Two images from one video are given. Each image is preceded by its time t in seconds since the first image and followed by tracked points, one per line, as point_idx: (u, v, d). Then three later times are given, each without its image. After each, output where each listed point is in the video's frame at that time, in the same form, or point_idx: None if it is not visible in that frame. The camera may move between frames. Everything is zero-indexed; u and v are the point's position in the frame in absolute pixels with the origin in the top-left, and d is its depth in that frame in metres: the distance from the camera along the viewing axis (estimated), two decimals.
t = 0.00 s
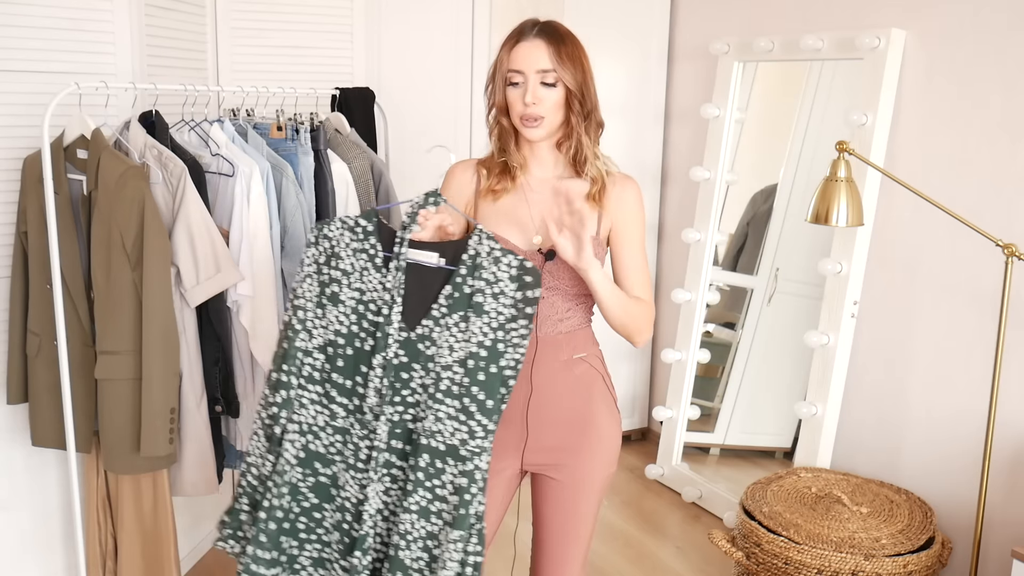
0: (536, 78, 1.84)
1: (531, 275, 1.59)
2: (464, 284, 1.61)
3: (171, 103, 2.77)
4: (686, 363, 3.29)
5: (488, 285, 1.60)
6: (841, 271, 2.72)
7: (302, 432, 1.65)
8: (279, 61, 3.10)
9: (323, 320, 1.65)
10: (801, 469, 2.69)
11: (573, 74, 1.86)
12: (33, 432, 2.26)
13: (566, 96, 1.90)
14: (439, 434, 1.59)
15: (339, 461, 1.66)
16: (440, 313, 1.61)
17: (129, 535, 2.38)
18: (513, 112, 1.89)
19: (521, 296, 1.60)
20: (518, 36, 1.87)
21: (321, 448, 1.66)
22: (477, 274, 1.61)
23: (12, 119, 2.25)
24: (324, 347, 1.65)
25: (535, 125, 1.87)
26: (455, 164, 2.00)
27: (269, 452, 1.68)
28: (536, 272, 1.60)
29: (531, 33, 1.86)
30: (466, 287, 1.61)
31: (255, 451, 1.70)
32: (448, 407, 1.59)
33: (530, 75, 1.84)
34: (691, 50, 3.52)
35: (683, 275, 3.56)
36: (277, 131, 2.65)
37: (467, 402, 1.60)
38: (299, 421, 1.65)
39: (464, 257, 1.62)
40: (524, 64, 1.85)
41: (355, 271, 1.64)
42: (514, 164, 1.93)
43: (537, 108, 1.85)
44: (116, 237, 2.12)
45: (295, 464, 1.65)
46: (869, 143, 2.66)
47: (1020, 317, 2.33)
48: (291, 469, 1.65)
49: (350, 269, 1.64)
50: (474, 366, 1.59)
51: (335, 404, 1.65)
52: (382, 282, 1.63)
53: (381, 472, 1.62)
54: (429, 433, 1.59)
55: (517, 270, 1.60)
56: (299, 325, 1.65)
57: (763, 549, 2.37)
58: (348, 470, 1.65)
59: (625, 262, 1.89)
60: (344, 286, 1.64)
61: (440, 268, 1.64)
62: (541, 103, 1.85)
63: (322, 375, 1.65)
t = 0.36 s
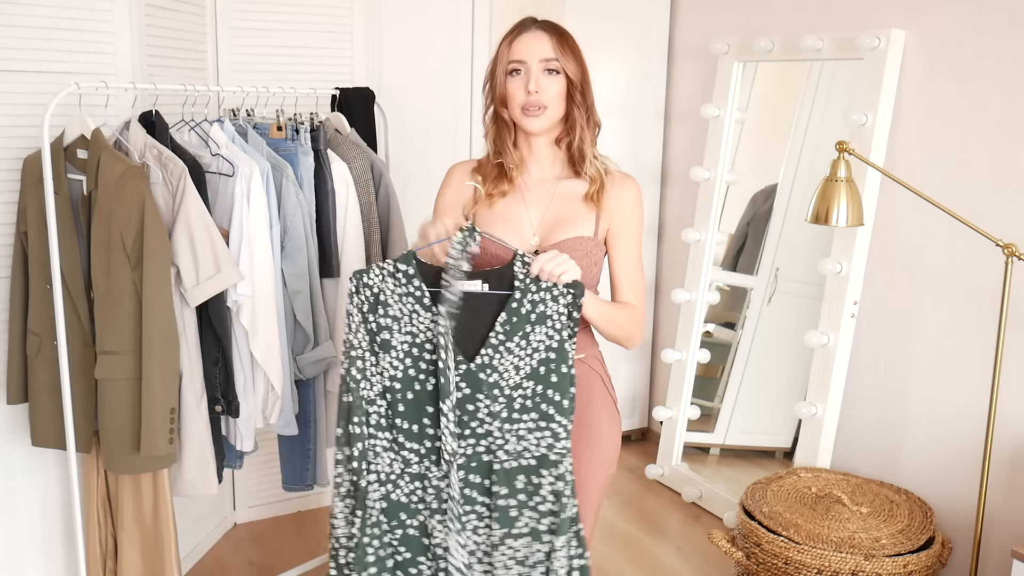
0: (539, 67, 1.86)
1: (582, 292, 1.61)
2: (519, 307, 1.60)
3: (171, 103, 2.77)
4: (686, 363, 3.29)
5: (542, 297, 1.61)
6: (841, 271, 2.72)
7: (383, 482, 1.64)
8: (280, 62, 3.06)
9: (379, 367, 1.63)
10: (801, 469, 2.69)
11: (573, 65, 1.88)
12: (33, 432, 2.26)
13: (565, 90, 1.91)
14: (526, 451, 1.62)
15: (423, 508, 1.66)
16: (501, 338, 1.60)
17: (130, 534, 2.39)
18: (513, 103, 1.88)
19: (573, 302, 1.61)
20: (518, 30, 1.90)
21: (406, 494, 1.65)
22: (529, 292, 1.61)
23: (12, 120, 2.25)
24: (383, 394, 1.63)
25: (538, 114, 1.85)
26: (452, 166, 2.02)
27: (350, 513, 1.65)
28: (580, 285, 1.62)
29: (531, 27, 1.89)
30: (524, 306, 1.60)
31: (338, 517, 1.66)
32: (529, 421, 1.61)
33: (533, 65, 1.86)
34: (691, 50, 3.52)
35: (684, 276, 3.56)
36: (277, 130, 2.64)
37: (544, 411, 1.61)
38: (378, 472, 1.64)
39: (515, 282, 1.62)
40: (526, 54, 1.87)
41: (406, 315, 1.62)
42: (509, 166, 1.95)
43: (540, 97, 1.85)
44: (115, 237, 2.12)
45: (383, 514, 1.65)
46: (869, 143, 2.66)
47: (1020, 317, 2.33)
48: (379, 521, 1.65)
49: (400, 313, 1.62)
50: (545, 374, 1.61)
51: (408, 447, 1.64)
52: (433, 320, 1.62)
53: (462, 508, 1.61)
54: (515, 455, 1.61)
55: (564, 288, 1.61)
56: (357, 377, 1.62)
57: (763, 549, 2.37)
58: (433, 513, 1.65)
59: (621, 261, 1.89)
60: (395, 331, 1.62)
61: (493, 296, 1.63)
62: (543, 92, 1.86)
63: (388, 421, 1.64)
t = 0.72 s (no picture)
0: (538, 73, 1.84)
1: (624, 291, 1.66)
2: (561, 294, 1.65)
3: (171, 103, 2.77)
4: (686, 363, 3.29)
5: (581, 290, 1.65)
6: (841, 271, 2.72)
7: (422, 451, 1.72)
8: (279, 62, 3.06)
9: (422, 342, 1.68)
10: (801, 469, 2.69)
11: (572, 68, 1.86)
12: (33, 432, 2.26)
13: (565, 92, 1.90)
14: (559, 436, 1.66)
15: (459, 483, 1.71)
16: (542, 325, 1.64)
17: (131, 534, 2.39)
18: (513, 110, 1.88)
19: (609, 298, 1.66)
20: (516, 33, 1.87)
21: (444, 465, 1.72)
22: (570, 283, 1.65)
23: (12, 120, 2.25)
24: (426, 367, 1.69)
25: (538, 122, 1.87)
26: (454, 163, 2.03)
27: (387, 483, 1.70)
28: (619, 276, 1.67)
29: (528, 30, 1.86)
30: (565, 295, 1.65)
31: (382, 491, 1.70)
32: (565, 408, 1.66)
33: (532, 71, 1.84)
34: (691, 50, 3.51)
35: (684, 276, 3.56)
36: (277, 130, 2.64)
37: (579, 399, 1.66)
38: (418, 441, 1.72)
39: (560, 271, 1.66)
40: (524, 60, 1.85)
41: (452, 291, 1.66)
42: (510, 167, 1.94)
43: (539, 105, 1.85)
44: (115, 237, 2.12)
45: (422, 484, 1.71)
46: (869, 143, 2.66)
47: (1020, 317, 2.33)
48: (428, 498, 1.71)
49: (446, 288, 1.66)
50: (581, 363, 1.66)
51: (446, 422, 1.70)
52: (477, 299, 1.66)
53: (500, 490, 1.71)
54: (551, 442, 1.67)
55: (604, 281, 1.66)
56: (399, 351, 1.66)
57: (763, 549, 2.37)
58: (466, 496, 1.70)
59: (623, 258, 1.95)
60: (441, 306, 1.66)
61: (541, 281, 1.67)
62: (542, 98, 1.86)
63: (429, 395, 1.71)
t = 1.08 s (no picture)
0: (540, 65, 1.83)
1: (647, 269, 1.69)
2: (583, 270, 1.66)
3: (171, 103, 2.77)
4: (686, 363, 3.29)
5: (605, 266, 1.67)
6: (840, 271, 2.72)
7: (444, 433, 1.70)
8: (279, 62, 3.06)
9: (447, 320, 1.67)
10: (801, 469, 2.69)
11: (573, 63, 1.87)
12: (33, 432, 2.26)
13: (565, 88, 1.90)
14: (579, 409, 1.70)
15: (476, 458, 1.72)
16: (565, 301, 1.66)
17: (131, 534, 2.39)
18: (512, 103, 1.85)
19: (632, 275, 1.70)
20: (517, 28, 1.87)
21: (463, 446, 1.71)
22: (594, 259, 1.66)
23: (12, 120, 2.25)
24: (450, 344, 1.68)
25: (538, 111, 1.83)
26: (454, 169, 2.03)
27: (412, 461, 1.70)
28: (642, 251, 1.69)
29: (530, 25, 1.87)
30: (589, 271, 1.66)
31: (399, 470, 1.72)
32: (585, 380, 1.69)
33: (533, 63, 1.83)
34: (691, 51, 3.51)
35: (684, 276, 3.57)
36: (277, 130, 2.65)
37: (599, 372, 1.70)
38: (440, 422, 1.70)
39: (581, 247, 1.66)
40: (526, 51, 1.84)
41: (475, 268, 1.64)
42: (508, 166, 1.92)
43: (540, 95, 1.82)
44: (116, 237, 2.12)
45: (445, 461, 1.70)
46: (869, 142, 2.66)
47: (1020, 317, 2.33)
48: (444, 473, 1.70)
49: (472, 266, 1.65)
50: (603, 337, 1.69)
51: (466, 400, 1.69)
52: (501, 275, 1.64)
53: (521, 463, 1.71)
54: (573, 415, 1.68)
55: (627, 257, 1.68)
56: (429, 328, 1.66)
57: (763, 549, 2.37)
58: (486, 464, 1.71)
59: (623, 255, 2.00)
60: (467, 283, 1.65)
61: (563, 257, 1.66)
62: (543, 89, 1.83)
63: (451, 373, 1.70)
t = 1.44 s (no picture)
0: (537, 71, 1.85)
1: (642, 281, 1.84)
2: (582, 281, 1.81)
3: (171, 103, 2.77)
4: (686, 363, 3.29)
5: (603, 276, 1.82)
6: (841, 271, 2.72)
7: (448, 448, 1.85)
8: (279, 62, 3.06)
9: (450, 335, 1.81)
10: (801, 469, 2.69)
11: (571, 68, 1.87)
12: (33, 432, 2.26)
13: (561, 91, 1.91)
14: (582, 417, 1.88)
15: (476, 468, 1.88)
16: (565, 313, 1.82)
17: (131, 534, 2.39)
18: (510, 107, 1.88)
19: (628, 286, 1.85)
20: (516, 30, 1.87)
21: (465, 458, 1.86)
22: (593, 270, 1.81)
23: (12, 120, 2.25)
24: (452, 359, 1.83)
25: (535, 120, 1.86)
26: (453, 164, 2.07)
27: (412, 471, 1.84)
28: (641, 257, 1.84)
29: (528, 27, 1.87)
30: (587, 282, 1.82)
31: (396, 485, 1.85)
32: (585, 389, 1.87)
33: (530, 69, 1.84)
34: (691, 51, 3.51)
35: (684, 276, 3.57)
36: (277, 130, 2.64)
37: (601, 379, 1.87)
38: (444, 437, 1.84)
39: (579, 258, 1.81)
40: (523, 57, 1.85)
41: (476, 284, 1.79)
42: (504, 167, 1.97)
43: (537, 103, 1.85)
44: (115, 237, 2.12)
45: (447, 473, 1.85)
46: (869, 143, 2.66)
47: (1020, 317, 2.33)
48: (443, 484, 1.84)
49: (471, 281, 1.79)
50: (604, 344, 1.86)
51: (470, 413, 1.85)
52: (500, 290, 1.79)
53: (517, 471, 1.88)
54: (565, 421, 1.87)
55: (627, 263, 1.83)
56: (432, 348, 1.78)
57: (763, 549, 2.37)
58: (486, 475, 1.87)
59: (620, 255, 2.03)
60: (468, 298, 1.80)
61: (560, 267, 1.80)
62: (540, 97, 1.86)
63: (454, 389, 1.84)
